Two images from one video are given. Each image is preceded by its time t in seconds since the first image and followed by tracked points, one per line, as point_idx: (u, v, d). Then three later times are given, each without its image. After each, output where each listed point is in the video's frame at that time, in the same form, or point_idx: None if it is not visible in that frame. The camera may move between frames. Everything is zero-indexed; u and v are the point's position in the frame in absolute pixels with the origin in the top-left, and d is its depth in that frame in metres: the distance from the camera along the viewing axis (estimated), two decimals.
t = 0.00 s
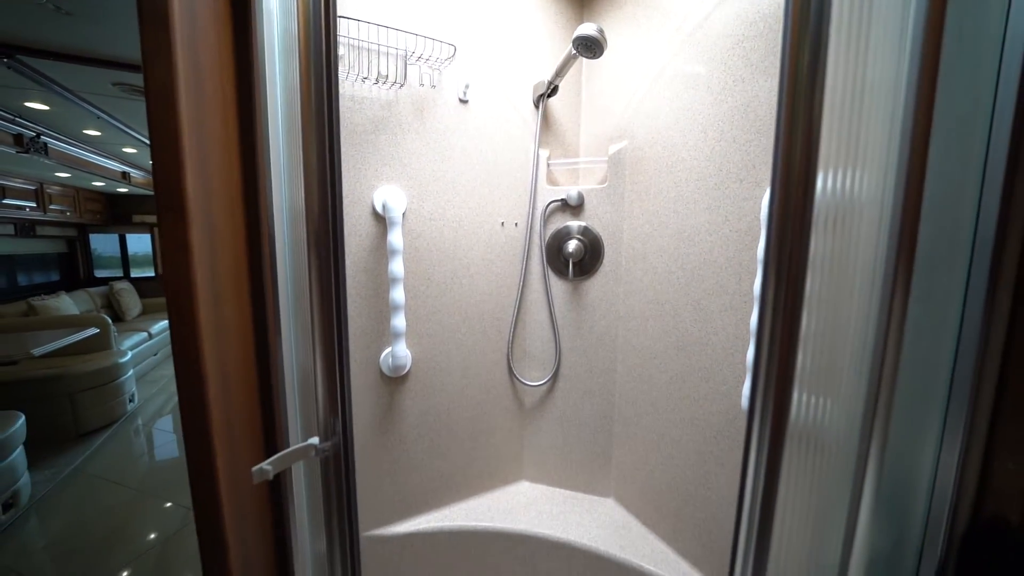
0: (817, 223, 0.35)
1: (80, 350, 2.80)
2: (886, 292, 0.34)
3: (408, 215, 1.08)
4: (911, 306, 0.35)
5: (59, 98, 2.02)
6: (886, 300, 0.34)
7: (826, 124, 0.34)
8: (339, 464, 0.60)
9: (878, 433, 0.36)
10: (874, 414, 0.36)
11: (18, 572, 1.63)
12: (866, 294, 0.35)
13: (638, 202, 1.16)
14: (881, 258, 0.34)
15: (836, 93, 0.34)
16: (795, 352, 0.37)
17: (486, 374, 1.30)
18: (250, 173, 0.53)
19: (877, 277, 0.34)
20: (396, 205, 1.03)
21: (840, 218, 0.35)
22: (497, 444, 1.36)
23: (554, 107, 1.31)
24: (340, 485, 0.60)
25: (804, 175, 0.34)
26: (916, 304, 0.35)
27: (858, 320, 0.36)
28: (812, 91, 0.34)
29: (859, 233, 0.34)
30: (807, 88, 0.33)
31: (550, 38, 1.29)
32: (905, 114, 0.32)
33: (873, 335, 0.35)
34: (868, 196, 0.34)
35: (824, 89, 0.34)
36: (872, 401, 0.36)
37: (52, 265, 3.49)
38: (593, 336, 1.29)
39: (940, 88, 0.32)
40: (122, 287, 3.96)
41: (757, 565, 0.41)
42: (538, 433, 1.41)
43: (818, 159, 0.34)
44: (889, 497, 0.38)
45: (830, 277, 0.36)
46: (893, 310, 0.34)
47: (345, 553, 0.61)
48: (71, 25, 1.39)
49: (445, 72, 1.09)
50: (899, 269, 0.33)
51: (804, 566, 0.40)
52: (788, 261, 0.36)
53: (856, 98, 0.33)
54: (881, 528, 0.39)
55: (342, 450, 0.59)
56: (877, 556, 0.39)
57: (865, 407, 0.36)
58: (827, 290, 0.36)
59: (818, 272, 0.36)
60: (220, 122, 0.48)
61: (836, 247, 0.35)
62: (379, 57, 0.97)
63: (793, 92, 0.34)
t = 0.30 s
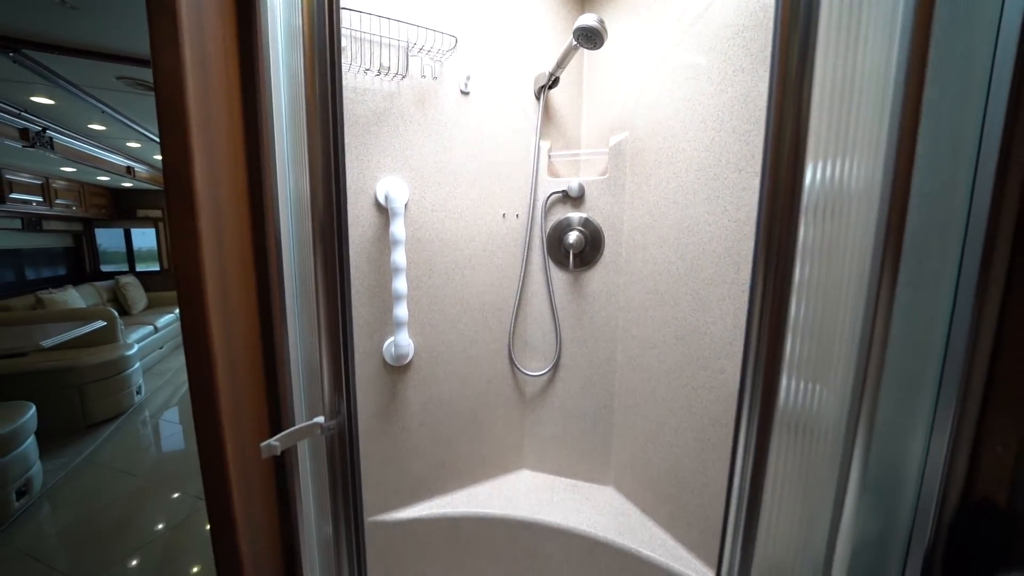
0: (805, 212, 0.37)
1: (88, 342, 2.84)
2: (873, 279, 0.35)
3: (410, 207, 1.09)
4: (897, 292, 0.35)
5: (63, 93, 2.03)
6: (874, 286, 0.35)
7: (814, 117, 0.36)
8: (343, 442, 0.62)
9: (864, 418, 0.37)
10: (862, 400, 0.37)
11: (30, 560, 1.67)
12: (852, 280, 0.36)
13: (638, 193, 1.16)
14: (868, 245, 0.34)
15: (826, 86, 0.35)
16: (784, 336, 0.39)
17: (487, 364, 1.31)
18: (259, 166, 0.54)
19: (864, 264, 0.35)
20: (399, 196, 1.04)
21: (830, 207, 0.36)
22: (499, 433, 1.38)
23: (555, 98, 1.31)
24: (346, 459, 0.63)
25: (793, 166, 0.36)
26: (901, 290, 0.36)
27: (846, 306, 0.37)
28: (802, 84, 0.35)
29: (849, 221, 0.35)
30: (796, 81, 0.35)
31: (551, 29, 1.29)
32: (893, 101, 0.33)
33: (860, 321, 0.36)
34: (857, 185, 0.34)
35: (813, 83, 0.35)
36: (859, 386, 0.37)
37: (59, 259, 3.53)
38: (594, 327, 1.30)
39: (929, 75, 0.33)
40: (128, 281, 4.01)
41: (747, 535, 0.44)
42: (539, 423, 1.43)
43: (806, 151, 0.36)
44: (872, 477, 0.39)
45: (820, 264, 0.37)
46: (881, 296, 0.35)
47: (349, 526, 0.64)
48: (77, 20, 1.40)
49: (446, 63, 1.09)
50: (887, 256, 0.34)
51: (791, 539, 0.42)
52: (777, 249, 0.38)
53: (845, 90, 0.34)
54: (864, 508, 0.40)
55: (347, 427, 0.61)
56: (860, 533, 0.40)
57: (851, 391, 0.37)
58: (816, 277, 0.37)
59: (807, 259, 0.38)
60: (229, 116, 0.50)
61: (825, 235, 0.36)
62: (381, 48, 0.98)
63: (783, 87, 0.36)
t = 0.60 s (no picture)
0: (796, 201, 0.36)
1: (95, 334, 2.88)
2: (862, 267, 0.36)
3: (412, 199, 1.10)
4: (882, 279, 0.37)
5: (68, 87, 2.05)
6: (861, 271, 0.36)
7: (806, 104, 0.35)
8: (347, 423, 0.64)
9: (852, 401, 0.38)
10: (849, 383, 0.38)
11: (42, 548, 1.70)
12: (842, 268, 0.37)
13: (638, 185, 1.17)
14: (858, 233, 0.36)
15: (819, 72, 0.35)
16: (772, 326, 0.39)
17: (488, 354, 1.33)
18: (258, 157, 0.55)
19: (853, 252, 0.36)
20: (401, 188, 1.05)
21: (823, 195, 0.36)
22: (500, 423, 1.40)
23: (555, 91, 1.31)
24: (350, 436, 0.65)
25: (786, 154, 0.35)
26: (886, 277, 0.37)
27: (837, 294, 0.37)
28: (795, 69, 0.34)
29: (841, 208, 0.36)
30: (788, 65, 0.34)
31: (552, 21, 1.29)
32: (883, 92, 0.33)
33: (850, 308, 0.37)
34: (850, 174, 0.35)
35: (807, 67, 0.34)
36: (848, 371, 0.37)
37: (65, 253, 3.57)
38: (594, 318, 1.31)
39: (917, 70, 0.34)
40: (133, 275, 4.04)
41: (734, 523, 0.44)
42: (540, 413, 1.44)
43: (797, 139, 0.35)
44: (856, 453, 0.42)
45: (811, 253, 0.37)
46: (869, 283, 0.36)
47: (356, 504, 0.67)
48: (81, 13, 1.41)
49: (447, 55, 1.10)
50: (875, 244, 0.35)
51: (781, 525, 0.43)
52: (768, 238, 0.37)
53: (840, 77, 0.34)
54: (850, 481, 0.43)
55: (351, 410, 0.62)
56: (844, 506, 0.43)
57: (839, 376, 0.38)
58: (807, 266, 0.37)
59: (797, 248, 0.37)
60: (230, 107, 0.50)
61: (817, 225, 0.36)
62: (382, 40, 0.99)
63: (774, 70, 0.35)
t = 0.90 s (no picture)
0: (789, 192, 0.37)
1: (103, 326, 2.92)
2: (853, 255, 0.36)
3: (415, 189, 1.12)
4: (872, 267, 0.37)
5: (73, 80, 2.06)
6: (852, 259, 0.36)
7: (796, 95, 0.36)
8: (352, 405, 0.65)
9: (842, 389, 0.39)
10: (839, 371, 0.39)
11: (54, 535, 1.75)
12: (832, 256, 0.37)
13: (639, 176, 1.17)
14: (848, 221, 0.36)
15: (811, 64, 0.35)
16: (763, 314, 0.39)
17: (490, 344, 1.35)
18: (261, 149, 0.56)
19: (843, 241, 0.36)
20: (403, 179, 1.06)
21: (818, 184, 0.36)
22: (501, 412, 1.42)
23: (556, 82, 1.31)
24: (355, 419, 0.67)
25: (776, 145, 0.36)
26: (875, 265, 0.38)
27: (826, 282, 0.38)
28: (786, 60, 0.35)
29: (833, 197, 0.36)
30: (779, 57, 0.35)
31: (554, 10, 1.28)
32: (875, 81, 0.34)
33: (840, 297, 0.37)
34: (841, 163, 0.35)
35: (798, 60, 0.35)
36: (837, 359, 0.38)
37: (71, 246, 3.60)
38: (595, 308, 1.33)
39: (908, 59, 0.34)
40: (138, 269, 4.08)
41: (725, 508, 0.45)
42: (541, 402, 1.46)
43: (787, 131, 0.36)
44: (844, 438, 0.43)
45: (801, 243, 0.38)
46: (859, 272, 0.36)
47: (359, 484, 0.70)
48: (85, 5, 1.42)
49: (449, 46, 1.10)
50: (865, 234, 0.35)
51: (769, 507, 0.44)
52: (758, 228, 0.38)
53: (831, 70, 0.35)
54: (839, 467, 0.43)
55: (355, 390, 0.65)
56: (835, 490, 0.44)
57: (828, 364, 0.39)
58: (798, 255, 0.38)
59: (789, 237, 0.38)
60: (237, 100, 0.51)
61: (807, 214, 0.37)
62: (385, 32, 0.99)
63: (766, 62, 0.35)
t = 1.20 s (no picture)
0: (783, 179, 0.38)
1: (110, 317, 2.96)
2: (845, 242, 0.37)
3: (418, 179, 1.13)
4: (864, 255, 0.38)
5: (77, 72, 2.06)
6: (845, 245, 0.37)
7: (791, 85, 0.36)
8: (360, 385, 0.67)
9: (833, 375, 0.40)
10: (832, 357, 0.39)
11: (67, 519, 1.79)
12: (825, 244, 0.38)
13: (639, 167, 1.18)
14: (840, 209, 0.37)
15: (806, 55, 0.36)
16: (756, 299, 0.41)
17: (493, 333, 1.36)
18: (267, 140, 0.57)
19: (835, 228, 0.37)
20: (406, 169, 1.07)
21: (812, 172, 0.37)
22: (503, 400, 1.45)
23: (559, 72, 1.31)
24: (360, 399, 0.68)
25: (771, 133, 0.36)
26: (866, 253, 0.39)
27: (819, 269, 0.39)
28: (781, 51, 0.36)
29: (828, 184, 0.37)
30: (774, 46, 0.36)
31: None
32: (870, 66, 0.34)
33: (832, 283, 0.38)
34: (833, 152, 0.36)
35: (793, 51, 0.36)
36: (828, 345, 0.39)
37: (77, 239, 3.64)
38: (596, 298, 1.34)
39: (902, 48, 0.35)
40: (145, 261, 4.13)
41: (717, 486, 0.46)
42: (542, 391, 1.48)
43: (781, 120, 0.37)
44: (835, 423, 0.44)
45: (793, 230, 0.39)
46: (851, 259, 0.37)
47: (367, 467, 0.71)
48: None
49: (451, 36, 1.10)
50: (856, 221, 0.36)
51: (759, 488, 0.45)
52: (751, 215, 0.39)
53: (826, 60, 0.36)
54: (829, 451, 0.44)
55: (361, 374, 0.65)
56: (826, 473, 0.45)
57: (820, 350, 0.39)
58: (790, 243, 0.39)
59: (781, 224, 0.39)
60: (244, 91, 0.52)
61: (800, 203, 0.38)
62: (388, 21, 1.00)
63: (760, 51, 0.36)
